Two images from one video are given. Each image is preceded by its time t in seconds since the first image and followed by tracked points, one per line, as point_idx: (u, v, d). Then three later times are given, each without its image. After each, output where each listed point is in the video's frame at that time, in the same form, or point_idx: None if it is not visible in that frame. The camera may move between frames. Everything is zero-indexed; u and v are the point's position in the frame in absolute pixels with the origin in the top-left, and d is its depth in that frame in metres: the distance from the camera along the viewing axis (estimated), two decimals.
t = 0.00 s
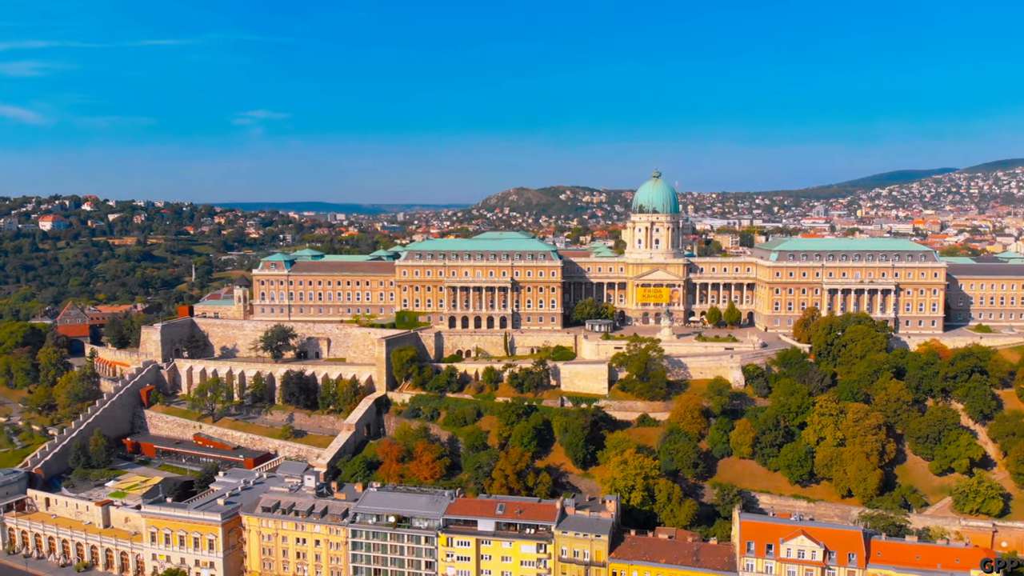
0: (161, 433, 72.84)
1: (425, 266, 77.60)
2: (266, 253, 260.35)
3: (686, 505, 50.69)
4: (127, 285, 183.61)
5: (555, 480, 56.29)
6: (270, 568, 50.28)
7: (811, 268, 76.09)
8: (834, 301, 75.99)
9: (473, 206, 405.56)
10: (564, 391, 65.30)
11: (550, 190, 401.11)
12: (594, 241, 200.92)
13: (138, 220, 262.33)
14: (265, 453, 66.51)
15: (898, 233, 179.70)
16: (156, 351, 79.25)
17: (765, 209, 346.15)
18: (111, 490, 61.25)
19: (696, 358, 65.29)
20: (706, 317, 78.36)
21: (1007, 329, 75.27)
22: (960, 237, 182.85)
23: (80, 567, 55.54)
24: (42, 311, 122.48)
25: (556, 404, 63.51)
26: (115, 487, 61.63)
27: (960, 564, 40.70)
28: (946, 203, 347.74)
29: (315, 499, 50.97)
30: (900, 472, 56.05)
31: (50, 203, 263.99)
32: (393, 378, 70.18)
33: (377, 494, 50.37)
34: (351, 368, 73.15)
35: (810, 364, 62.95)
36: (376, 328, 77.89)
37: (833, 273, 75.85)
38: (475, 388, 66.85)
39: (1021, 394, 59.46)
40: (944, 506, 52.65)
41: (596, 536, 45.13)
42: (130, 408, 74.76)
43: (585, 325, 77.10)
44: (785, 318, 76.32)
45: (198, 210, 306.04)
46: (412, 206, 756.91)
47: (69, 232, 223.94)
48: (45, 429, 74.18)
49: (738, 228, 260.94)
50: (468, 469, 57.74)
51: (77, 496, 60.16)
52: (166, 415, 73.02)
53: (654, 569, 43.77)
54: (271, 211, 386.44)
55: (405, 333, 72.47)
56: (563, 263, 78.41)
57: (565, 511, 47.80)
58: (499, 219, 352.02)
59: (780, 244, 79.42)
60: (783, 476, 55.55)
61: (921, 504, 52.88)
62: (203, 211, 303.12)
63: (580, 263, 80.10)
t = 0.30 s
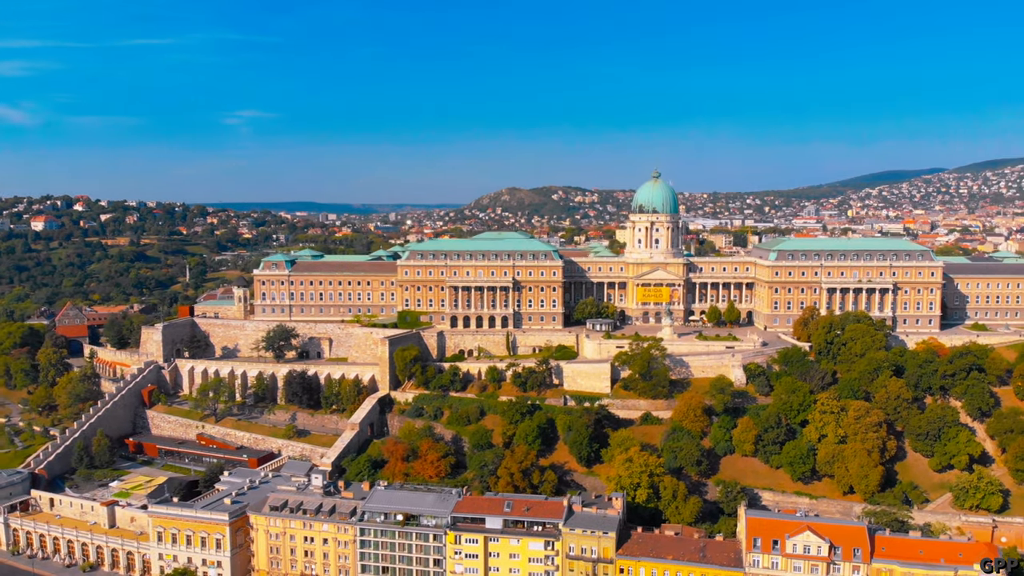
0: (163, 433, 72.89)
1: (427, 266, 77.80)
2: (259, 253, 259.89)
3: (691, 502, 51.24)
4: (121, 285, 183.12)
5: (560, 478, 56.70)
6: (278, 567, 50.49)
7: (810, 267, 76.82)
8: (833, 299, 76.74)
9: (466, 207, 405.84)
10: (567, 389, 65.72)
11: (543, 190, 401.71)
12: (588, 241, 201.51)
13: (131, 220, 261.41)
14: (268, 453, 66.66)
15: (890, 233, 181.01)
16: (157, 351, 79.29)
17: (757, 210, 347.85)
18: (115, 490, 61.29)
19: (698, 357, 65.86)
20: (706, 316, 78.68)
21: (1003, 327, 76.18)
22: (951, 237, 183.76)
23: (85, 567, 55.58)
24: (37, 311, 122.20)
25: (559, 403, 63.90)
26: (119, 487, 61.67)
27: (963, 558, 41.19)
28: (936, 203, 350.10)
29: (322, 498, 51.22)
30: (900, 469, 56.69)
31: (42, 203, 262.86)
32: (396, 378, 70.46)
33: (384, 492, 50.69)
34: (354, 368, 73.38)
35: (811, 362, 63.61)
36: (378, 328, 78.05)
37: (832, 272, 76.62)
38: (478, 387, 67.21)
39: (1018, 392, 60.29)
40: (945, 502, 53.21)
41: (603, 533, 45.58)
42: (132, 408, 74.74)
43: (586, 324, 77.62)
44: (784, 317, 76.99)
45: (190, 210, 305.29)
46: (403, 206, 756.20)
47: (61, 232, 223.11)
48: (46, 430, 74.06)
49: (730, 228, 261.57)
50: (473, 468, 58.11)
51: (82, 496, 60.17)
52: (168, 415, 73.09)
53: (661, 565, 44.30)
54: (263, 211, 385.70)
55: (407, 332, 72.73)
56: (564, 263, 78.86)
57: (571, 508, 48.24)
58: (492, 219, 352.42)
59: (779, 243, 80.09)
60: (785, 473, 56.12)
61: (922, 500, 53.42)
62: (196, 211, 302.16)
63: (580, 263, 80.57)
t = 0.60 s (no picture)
0: (162, 434, 72.82)
1: (425, 266, 78.06)
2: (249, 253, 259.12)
3: (692, 499, 51.79)
4: (111, 286, 182.22)
5: (562, 476, 57.10)
6: (282, 566, 50.59)
7: (804, 267, 77.69)
8: (827, 299, 77.62)
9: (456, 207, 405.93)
10: (567, 388, 66.18)
11: (533, 190, 402.32)
12: (579, 241, 202.19)
13: (119, 221, 260.03)
14: (268, 453, 66.73)
15: (879, 232, 182.60)
16: (155, 351, 79.16)
17: (744, 210, 349.93)
18: (116, 490, 61.21)
19: (696, 356, 66.50)
20: (703, 314, 78.83)
21: (995, 325, 77.23)
22: (938, 237, 184.92)
23: (87, 567, 55.53)
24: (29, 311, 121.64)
25: (559, 402, 64.32)
26: (119, 488, 61.60)
27: (962, 551, 41.97)
28: (922, 203, 353.19)
29: (326, 497, 51.42)
30: (896, 465, 57.47)
31: (29, 204, 261.16)
32: (396, 378, 70.70)
33: (389, 491, 50.98)
34: (353, 367, 73.52)
35: (807, 360, 64.40)
36: (376, 328, 78.14)
37: (826, 272, 77.54)
38: (478, 386, 67.54)
39: (1011, 389, 61.27)
40: (941, 498, 54.00)
41: (607, 530, 46.00)
42: (130, 408, 74.60)
43: (584, 323, 78.16)
44: (779, 316, 77.76)
45: (179, 211, 304.06)
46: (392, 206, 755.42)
47: (49, 232, 221.80)
48: (43, 430, 73.80)
49: (720, 229, 262.62)
50: (475, 466, 58.47)
51: (82, 497, 60.04)
52: (167, 415, 73.03)
53: (665, 562, 44.79)
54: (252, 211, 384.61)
55: (407, 332, 72.97)
56: (561, 263, 79.36)
57: (575, 505, 48.71)
58: (481, 219, 352.83)
59: (774, 243, 80.89)
60: (783, 470, 56.82)
61: (919, 496, 54.03)
62: (185, 211, 300.77)
63: (577, 262, 81.03)
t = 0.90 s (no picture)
0: (160, 434, 72.73)
1: (423, 266, 78.38)
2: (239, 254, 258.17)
3: (693, 496, 52.36)
4: (101, 286, 181.23)
5: (562, 474, 57.56)
6: (286, 565, 50.76)
7: (799, 266, 78.54)
8: (822, 297, 78.53)
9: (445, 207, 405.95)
10: (566, 387, 66.65)
11: (522, 190, 402.83)
12: (571, 241, 202.84)
13: (107, 221, 258.44)
14: (268, 453, 66.78)
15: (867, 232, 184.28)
16: (151, 351, 79.02)
17: (732, 210, 351.91)
18: (116, 491, 61.13)
19: (694, 355, 67.17)
20: (697, 314, 79.96)
21: (986, 323, 78.37)
22: (924, 237, 185.85)
23: (89, 568, 55.49)
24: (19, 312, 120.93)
25: (559, 400, 64.77)
26: (119, 488, 61.52)
27: (960, 545, 42.84)
28: (908, 203, 356.43)
29: (330, 496, 51.64)
30: (892, 461, 58.31)
31: (15, 204, 259.19)
32: (395, 377, 70.96)
33: (392, 489, 51.25)
34: (352, 367, 73.69)
35: (804, 358, 65.17)
36: (374, 328, 78.22)
37: (821, 271, 78.49)
38: (477, 385, 67.88)
39: (1003, 386, 62.28)
40: (936, 493, 54.87)
41: (611, 527, 46.45)
42: (127, 409, 74.43)
43: (581, 322, 78.69)
44: (774, 314, 78.56)
45: (167, 211, 302.52)
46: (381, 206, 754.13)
47: (37, 233, 220.12)
48: (39, 431, 73.49)
49: (708, 228, 263.54)
50: (477, 465, 58.82)
51: (82, 498, 59.91)
52: (165, 416, 72.93)
53: (668, 557, 45.30)
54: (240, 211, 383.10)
55: (406, 332, 73.29)
56: (558, 263, 79.85)
57: (578, 502, 49.15)
58: (471, 219, 353.02)
59: (769, 243, 81.76)
60: (782, 467, 57.52)
61: (915, 491, 54.96)
62: (173, 211, 299.15)
63: (574, 262, 81.55)
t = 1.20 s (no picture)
0: (158, 434, 72.67)
1: (421, 266, 78.63)
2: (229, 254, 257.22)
3: (693, 493, 52.88)
4: (92, 287, 180.25)
5: (563, 472, 57.98)
6: (290, 564, 50.96)
7: (794, 265, 79.33)
8: (816, 296, 79.40)
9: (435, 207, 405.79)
10: (565, 386, 67.14)
11: (512, 190, 403.17)
12: (562, 241, 203.48)
13: (96, 221, 257.03)
14: (268, 452, 66.86)
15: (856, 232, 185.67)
16: (149, 352, 78.90)
17: (720, 210, 353.49)
18: (116, 491, 61.07)
19: (692, 353, 67.79)
20: (694, 313, 80.60)
21: (978, 321, 79.39)
22: (912, 237, 187.12)
23: (91, 568, 55.50)
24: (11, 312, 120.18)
25: (558, 399, 65.21)
26: (120, 489, 61.48)
27: (958, 540, 43.46)
28: (894, 203, 359.16)
29: (333, 495, 51.82)
30: (888, 458, 59.03)
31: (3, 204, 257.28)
32: (395, 377, 71.20)
33: (395, 489, 51.48)
34: (351, 367, 73.87)
35: (801, 356, 65.82)
36: (373, 327, 78.13)
37: (815, 270, 79.35)
38: (477, 385, 68.22)
39: (997, 384, 63.18)
40: (932, 490, 55.62)
41: (614, 523, 46.86)
42: (125, 409, 74.32)
43: (578, 322, 79.18)
44: (770, 313, 79.30)
45: (157, 211, 301.05)
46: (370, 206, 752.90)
47: (25, 233, 218.57)
48: (36, 432, 73.24)
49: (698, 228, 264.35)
50: (478, 463, 59.14)
51: (82, 499, 59.83)
52: (163, 416, 72.88)
53: (671, 553, 45.77)
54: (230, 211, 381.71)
55: (405, 331, 73.57)
56: (556, 262, 80.31)
57: (581, 499, 49.50)
58: (461, 219, 353.02)
59: (764, 242, 82.54)
60: (780, 464, 58.14)
61: (911, 488, 55.69)
62: (162, 211, 297.77)
63: (571, 262, 82.04)
